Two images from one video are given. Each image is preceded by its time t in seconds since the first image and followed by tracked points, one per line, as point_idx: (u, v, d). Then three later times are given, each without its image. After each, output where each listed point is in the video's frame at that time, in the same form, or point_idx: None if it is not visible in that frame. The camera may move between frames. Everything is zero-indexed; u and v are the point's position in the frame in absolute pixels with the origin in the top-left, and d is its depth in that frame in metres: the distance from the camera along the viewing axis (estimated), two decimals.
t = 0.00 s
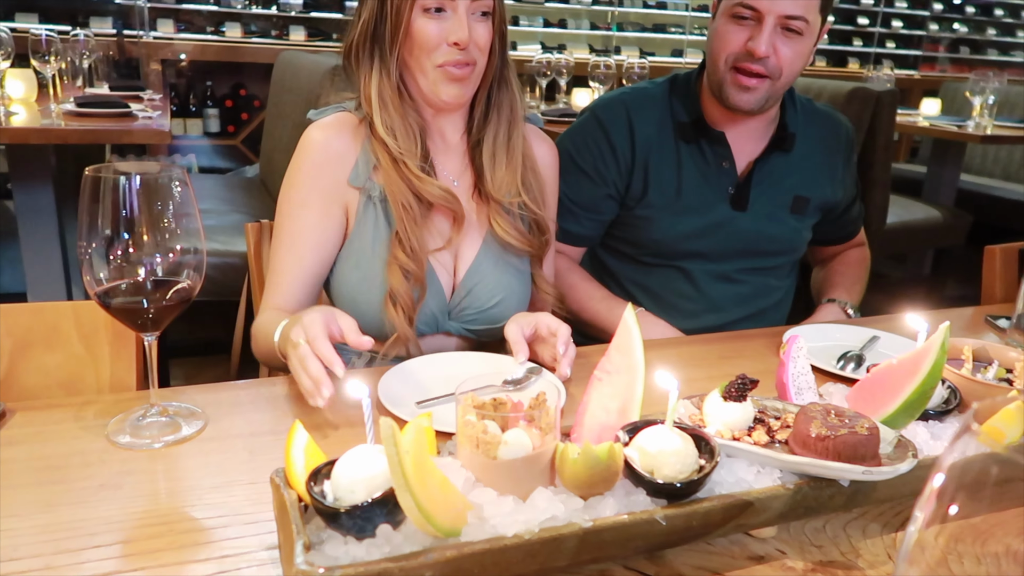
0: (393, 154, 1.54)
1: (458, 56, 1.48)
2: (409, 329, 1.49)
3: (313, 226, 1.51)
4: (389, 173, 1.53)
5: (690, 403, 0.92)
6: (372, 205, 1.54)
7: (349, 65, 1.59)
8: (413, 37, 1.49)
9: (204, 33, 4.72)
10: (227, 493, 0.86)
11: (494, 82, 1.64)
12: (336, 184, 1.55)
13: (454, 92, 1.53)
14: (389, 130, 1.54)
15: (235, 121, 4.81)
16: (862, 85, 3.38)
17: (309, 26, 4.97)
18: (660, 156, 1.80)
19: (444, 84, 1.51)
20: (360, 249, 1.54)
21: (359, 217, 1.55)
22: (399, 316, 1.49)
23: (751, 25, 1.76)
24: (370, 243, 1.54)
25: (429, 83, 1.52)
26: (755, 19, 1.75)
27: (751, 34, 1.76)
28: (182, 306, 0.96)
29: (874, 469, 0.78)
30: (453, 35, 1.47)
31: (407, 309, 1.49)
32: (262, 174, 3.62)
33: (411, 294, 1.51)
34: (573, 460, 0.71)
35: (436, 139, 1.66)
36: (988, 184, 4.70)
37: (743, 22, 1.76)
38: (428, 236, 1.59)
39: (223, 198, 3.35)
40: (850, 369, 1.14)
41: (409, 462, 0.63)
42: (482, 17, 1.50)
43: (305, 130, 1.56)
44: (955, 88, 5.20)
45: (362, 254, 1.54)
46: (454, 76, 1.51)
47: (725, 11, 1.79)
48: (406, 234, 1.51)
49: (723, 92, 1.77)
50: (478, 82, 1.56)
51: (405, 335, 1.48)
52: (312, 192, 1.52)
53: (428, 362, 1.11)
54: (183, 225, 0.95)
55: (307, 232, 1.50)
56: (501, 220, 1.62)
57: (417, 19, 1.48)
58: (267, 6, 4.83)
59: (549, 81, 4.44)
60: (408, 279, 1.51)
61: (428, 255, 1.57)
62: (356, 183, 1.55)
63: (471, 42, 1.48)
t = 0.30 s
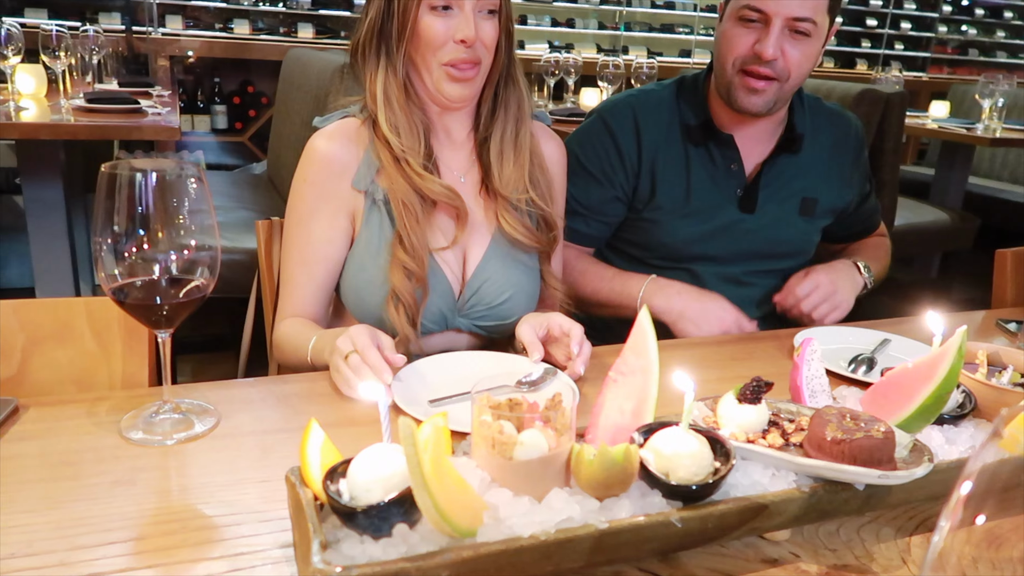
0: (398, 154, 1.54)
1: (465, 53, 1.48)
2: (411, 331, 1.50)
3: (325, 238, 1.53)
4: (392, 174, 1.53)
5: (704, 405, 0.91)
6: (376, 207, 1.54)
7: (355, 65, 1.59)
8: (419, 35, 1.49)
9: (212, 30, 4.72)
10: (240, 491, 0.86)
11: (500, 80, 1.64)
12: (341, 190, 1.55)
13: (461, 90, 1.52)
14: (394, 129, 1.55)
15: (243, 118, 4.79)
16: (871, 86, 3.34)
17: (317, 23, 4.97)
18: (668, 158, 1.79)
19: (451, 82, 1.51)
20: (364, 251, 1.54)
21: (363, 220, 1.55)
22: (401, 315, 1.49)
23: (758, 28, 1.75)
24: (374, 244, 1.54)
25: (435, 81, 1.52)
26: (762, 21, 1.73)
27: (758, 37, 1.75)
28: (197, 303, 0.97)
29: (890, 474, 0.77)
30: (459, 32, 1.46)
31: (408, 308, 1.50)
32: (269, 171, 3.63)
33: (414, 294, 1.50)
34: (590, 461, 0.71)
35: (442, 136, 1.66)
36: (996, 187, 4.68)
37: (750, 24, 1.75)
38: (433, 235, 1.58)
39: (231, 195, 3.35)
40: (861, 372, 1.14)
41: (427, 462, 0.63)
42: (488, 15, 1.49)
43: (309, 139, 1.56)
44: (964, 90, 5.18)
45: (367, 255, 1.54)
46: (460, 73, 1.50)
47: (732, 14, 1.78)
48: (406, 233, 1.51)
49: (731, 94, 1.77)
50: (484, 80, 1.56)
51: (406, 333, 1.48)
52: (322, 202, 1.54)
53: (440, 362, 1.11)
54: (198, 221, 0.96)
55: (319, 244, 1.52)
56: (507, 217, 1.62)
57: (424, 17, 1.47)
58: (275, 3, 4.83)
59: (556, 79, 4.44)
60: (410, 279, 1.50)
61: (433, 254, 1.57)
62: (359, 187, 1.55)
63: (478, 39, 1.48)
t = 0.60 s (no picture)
0: (409, 150, 1.54)
1: (477, 48, 1.48)
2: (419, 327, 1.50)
3: (336, 235, 1.53)
4: (402, 170, 1.54)
5: (717, 406, 0.92)
6: (387, 203, 1.55)
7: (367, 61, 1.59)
8: (432, 30, 1.49)
9: (221, 23, 4.72)
10: (256, 486, 0.87)
11: (512, 76, 1.64)
12: (351, 187, 1.56)
13: (473, 85, 1.53)
14: (404, 125, 1.55)
15: (251, 112, 4.82)
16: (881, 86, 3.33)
17: (325, 17, 4.96)
18: (678, 156, 1.79)
19: (462, 77, 1.51)
20: (375, 247, 1.54)
21: (373, 217, 1.56)
22: (410, 312, 1.50)
23: (761, 24, 1.74)
24: (383, 240, 1.54)
25: (447, 76, 1.52)
26: (765, 17, 1.73)
27: (762, 33, 1.74)
28: (212, 298, 0.96)
29: (904, 476, 0.77)
30: (472, 27, 1.46)
31: (418, 305, 1.50)
32: (278, 165, 3.63)
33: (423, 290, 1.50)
34: (605, 460, 0.71)
35: (451, 132, 1.66)
36: (1005, 189, 4.66)
37: (753, 20, 1.74)
38: (443, 231, 1.59)
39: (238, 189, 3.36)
40: (872, 374, 1.14)
41: (446, 459, 0.64)
42: (500, 10, 1.50)
43: (319, 136, 1.57)
44: (973, 92, 5.16)
45: (377, 252, 1.54)
46: (472, 68, 1.51)
47: (736, 11, 1.78)
48: (416, 231, 1.51)
49: (735, 89, 1.76)
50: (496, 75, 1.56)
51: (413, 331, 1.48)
52: (333, 199, 1.54)
53: (452, 360, 1.12)
54: (214, 215, 0.95)
55: (329, 241, 1.52)
56: (518, 214, 1.62)
57: (436, 11, 1.47)
58: None
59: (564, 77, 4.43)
60: (420, 275, 1.50)
61: (443, 250, 1.57)
62: (369, 183, 1.55)
63: (490, 33, 1.48)
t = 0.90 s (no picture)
0: (420, 151, 1.54)
1: (491, 43, 1.48)
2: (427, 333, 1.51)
3: (346, 238, 1.53)
4: (413, 172, 1.54)
5: (729, 406, 0.92)
6: (396, 206, 1.55)
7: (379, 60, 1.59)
8: (445, 26, 1.49)
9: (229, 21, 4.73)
10: (267, 483, 0.87)
11: (524, 76, 1.64)
12: (361, 189, 1.56)
13: (488, 83, 1.52)
14: (416, 125, 1.55)
15: (258, 109, 4.82)
16: (889, 87, 3.32)
17: (333, 16, 4.96)
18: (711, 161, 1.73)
19: (475, 75, 1.51)
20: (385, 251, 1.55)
21: (384, 220, 1.56)
22: (417, 317, 1.50)
23: (773, 27, 1.73)
24: (393, 244, 1.54)
25: (460, 74, 1.52)
26: (776, 20, 1.71)
27: (773, 36, 1.72)
28: (224, 295, 0.97)
29: (918, 478, 0.77)
30: (486, 22, 1.46)
31: (426, 310, 1.50)
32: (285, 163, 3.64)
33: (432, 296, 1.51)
34: (619, 459, 0.71)
35: (463, 132, 1.66)
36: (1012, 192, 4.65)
37: (764, 24, 1.73)
38: (453, 235, 1.59)
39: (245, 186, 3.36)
40: (882, 376, 1.14)
41: (462, 457, 0.64)
42: (513, 6, 1.50)
43: (330, 137, 1.57)
44: (980, 94, 5.15)
45: (387, 255, 1.54)
46: (484, 66, 1.50)
47: (749, 16, 1.77)
48: (426, 235, 1.51)
49: (748, 92, 1.74)
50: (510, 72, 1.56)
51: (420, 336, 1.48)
52: (345, 202, 1.54)
53: (464, 361, 1.12)
54: (227, 212, 0.95)
55: (339, 242, 1.52)
56: (529, 216, 1.62)
57: (449, 9, 1.47)
58: None
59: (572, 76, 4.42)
60: (428, 281, 1.50)
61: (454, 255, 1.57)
62: (380, 186, 1.55)
63: (504, 29, 1.48)
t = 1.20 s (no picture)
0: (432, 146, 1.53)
1: (527, 39, 1.45)
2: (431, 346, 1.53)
3: (354, 231, 1.53)
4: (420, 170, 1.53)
5: (745, 408, 0.91)
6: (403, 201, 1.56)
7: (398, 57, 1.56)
8: (478, 23, 1.46)
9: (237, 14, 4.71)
10: (279, 478, 0.86)
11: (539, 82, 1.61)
12: (370, 180, 1.56)
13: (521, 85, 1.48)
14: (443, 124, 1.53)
15: (265, 103, 4.79)
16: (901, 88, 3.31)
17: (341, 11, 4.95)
18: (739, 174, 1.68)
19: (509, 71, 1.46)
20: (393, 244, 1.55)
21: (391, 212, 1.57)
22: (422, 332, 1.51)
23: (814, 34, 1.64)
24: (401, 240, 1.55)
25: (485, 76, 1.49)
26: (818, 28, 1.63)
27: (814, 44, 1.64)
28: (237, 290, 0.96)
29: (938, 483, 0.76)
30: (529, 15, 1.43)
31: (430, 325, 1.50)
32: (293, 157, 3.63)
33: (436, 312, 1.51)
34: (637, 461, 0.70)
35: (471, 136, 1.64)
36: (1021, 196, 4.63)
37: (805, 31, 1.65)
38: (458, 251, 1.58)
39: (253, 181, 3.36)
40: (895, 379, 1.15)
41: (480, 456, 0.63)
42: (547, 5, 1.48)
43: (338, 125, 1.57)
44: (991, 96, 5.12)
45: (396, 249, 1.55)
46: (519, 62, 1.46)
47: (789, 20, 1.68)
48: (433, 257, 1.50)
49: (783, 103, 1.67)
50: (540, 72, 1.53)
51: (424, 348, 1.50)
52: (353, 194, 1.55)
53: (478, 364, 1.12)
54: (242, 206, 0.95)
55: (353, 232, 1.53)
56: (532, 222, 1.60)
57: (488, 0, 1.44)
58: None
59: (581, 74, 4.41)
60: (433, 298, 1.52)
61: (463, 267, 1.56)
62: (387, 181, 1.56)
63: (543, 26, 1.45)
